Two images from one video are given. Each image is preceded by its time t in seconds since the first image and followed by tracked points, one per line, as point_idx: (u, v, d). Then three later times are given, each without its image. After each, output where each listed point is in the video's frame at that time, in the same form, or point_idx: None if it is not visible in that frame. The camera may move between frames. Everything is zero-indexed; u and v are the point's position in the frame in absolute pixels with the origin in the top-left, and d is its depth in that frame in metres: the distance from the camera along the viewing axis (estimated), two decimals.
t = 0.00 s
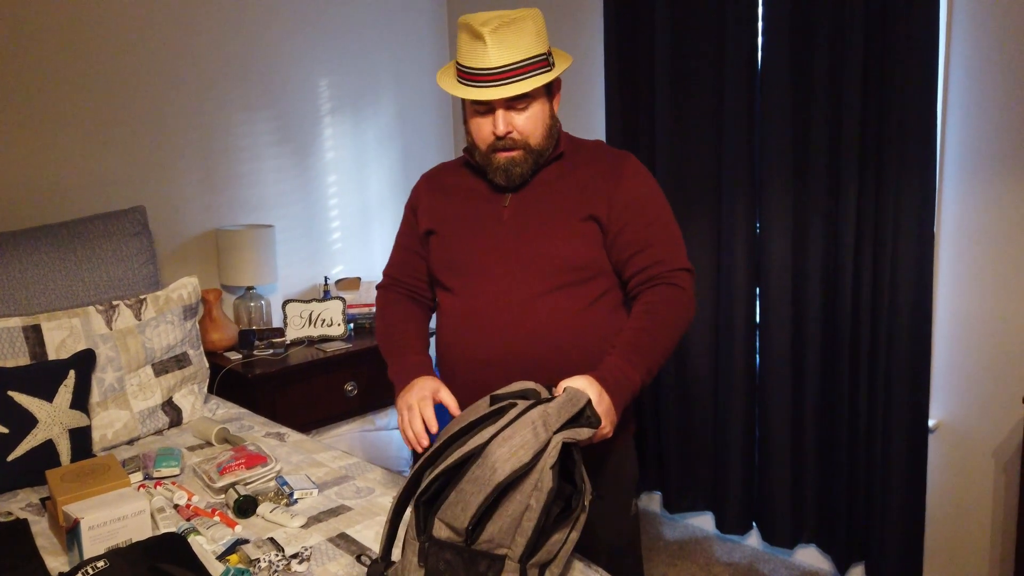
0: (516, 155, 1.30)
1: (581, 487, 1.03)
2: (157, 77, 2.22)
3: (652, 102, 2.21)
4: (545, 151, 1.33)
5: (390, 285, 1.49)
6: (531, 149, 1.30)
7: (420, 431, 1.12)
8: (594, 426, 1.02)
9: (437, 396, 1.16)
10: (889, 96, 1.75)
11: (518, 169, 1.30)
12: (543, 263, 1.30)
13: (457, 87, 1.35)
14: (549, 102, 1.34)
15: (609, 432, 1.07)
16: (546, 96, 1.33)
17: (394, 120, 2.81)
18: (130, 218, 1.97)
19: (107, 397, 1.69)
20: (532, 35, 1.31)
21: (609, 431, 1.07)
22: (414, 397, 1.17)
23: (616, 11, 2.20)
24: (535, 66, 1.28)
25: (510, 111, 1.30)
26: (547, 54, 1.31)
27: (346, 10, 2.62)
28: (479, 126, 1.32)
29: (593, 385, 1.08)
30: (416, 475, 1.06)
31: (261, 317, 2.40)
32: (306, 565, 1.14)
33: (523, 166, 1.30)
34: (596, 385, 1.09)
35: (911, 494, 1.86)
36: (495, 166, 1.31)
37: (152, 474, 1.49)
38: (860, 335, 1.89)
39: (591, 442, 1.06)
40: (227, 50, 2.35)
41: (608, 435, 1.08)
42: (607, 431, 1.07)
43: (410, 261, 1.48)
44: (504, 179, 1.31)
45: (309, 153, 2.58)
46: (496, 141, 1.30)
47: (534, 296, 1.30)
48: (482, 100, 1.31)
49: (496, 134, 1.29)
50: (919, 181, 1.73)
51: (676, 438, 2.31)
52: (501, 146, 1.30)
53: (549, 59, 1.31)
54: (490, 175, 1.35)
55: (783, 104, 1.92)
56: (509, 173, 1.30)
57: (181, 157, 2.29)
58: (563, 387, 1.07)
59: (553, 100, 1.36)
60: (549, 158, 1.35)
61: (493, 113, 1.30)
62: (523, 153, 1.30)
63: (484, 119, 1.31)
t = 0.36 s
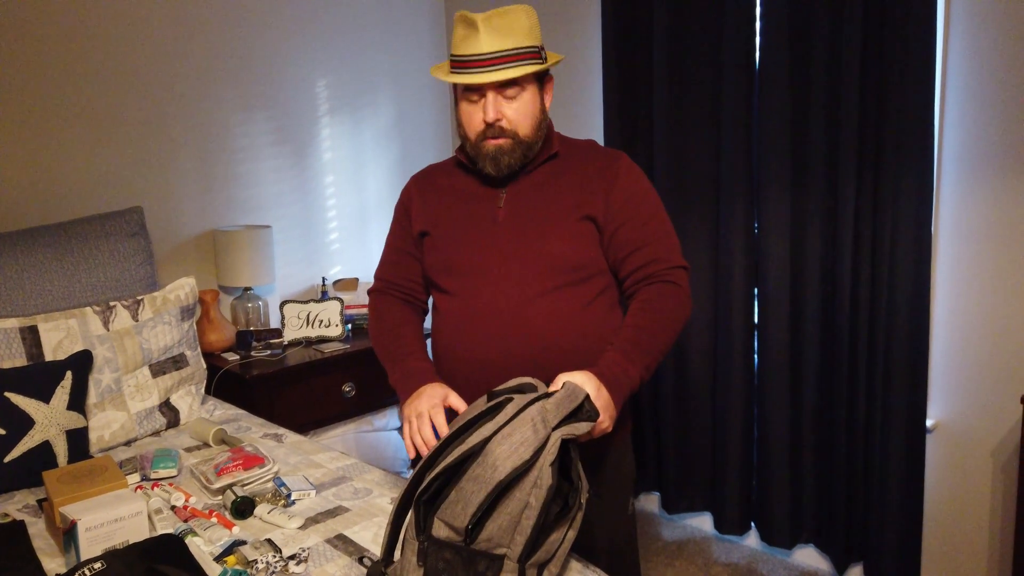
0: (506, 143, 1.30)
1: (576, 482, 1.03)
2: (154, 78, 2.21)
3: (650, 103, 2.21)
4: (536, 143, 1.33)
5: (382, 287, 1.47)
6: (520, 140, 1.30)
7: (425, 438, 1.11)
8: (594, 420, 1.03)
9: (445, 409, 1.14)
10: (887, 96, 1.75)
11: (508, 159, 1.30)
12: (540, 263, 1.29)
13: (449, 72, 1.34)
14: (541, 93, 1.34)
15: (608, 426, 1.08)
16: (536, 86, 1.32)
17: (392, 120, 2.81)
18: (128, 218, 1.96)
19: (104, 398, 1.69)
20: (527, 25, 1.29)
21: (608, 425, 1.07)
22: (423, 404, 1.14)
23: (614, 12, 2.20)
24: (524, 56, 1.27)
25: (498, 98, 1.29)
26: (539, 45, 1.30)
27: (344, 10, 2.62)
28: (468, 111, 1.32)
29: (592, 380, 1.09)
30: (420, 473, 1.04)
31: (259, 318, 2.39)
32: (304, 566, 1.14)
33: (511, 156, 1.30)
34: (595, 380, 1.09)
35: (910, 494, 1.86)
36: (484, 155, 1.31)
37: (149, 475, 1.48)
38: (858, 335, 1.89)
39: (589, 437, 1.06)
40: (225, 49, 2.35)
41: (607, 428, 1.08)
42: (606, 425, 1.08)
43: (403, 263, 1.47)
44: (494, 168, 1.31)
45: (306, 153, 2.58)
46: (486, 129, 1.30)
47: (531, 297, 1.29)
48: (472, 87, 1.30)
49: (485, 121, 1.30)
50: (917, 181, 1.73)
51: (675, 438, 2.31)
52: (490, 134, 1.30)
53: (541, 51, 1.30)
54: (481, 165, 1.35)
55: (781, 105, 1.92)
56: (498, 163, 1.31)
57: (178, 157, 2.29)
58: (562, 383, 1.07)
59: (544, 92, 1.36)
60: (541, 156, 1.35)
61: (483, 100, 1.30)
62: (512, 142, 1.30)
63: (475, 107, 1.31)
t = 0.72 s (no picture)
0: (520, 127, 1.32)
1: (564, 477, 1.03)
2: (154, 79, 2.21)
3: (649, 104, 2.21)
4: (546, 134, 1.35)
5: (387, 288, 1.48)
6: (533, 127, 1.32)
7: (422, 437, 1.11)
8: (581, 414, 1.03)
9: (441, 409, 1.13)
10: (884, 98, 1.75)
11: (520, 145, 1.32)
12: (540, 262, 1.30)
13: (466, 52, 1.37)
14: (553, 84, 1.38)
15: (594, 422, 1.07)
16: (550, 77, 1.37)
17: (391, 121, 2.81)
18: (127, 220, 1.97)
19: (103, 400, 1.69)
20: (547, 19, 1.34)
21: (595, 419, 1.07)
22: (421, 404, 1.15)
23: (612, 14, 2.21)
24: (544, 47, 1.31)
25: (516, 81, 1.33)
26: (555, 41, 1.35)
27: (343, 12, 2.62)
28: (484, 89, 1.35)
29: (579, 374, 1.08)
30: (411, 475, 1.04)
31: (258, 320, 2.39)
32: (303, 568, 1.14)
33: (523, 144, 1.32)
34: (582, 374, 1.09)
35: (908, 495, 1.87)
36: (496, 138, 1.33)
37: (148, 477, 1.48)
38: (856, 337, 1.89)
39: (576, 431, 1.06)
40: (224, 51, 2.35)
41: (593, 424, 1.08)
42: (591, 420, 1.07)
43: (405, 264, 1.48)
44: (505, 151, 1.32)
45: (304, 154, 2.58)
46: (501, 109, 1.32)
47: (532, 295, 1.29)
48: (490, 68, 1.34)
49: (502, 101, 1.32)
50: (914, 183, 1.74)
51: (673, 439, 2.31)
52: (505, 115, 1.32)
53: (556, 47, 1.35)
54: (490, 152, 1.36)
55: (779, 106, 1.92)
56: (510, 148, 1.32)
57: (177, 158, 2.29)
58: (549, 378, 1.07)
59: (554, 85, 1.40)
60: (548, 151, 1.36)
61: (501, 82, 1.33)
62: (526, 127, 1.32)
63: (491, 89, 1.34)
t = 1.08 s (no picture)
0: (526, 133, 1.33)
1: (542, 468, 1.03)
2: (152, 84, 2.22)
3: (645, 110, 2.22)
4: (551, 141, 1.36)
5: (391, 286, 1.51)
6: (538, 134, 1.34)
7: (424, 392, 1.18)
8: (563, 411, 1.05)
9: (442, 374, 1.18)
10: (879, 104, 1.77)
11: (526, 152, 1.33)
12: (538, 267, 1.30)
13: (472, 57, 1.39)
14: (559, 91, 1.40)
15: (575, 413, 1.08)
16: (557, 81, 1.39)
17: (390, 126, 2.83)
18: (125, 224, 1.98)
19: (101, 404, 1.69)
20: (553, 23, 1.36)
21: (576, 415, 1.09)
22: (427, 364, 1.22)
23: (609, 20, 2.22)
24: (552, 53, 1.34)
25: (523, 86, 1.35)
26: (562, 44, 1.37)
27: (341, 18, 2.64)
28: (492, 94, 1.37)
29: (560, 372, 1.09)
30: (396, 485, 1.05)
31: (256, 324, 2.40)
32: (300, 573, 1.15)
33: (529, 151, 1.33)
34: (562, 369, 1.10)
35: (904, 499, 1.87)
36: (503, 144, 1.34)
37: (146, 481, 1.49)
38: (852, 342, 1.90)
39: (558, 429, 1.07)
40: (222, 57, 2.36)
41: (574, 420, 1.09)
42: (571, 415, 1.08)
43: (406, 266, 1.50)
44: (512, 158, 1.34)
45: (303, 160, 2.59)
46: (508, 115, 1.34)
47: (528, 301, 1.30)
48: (497, 74, 1.35)
49: (509, 107, 1.34)
50: (909, 188, 1.75)
51: (670, 444, 2.32)
52: (512, 122, 1.34)
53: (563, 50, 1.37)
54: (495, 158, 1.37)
55: (775, 112, 1.93)
56: (516, 155, 1.33)
57: (175, 163, 2.30)
58: (530, 378, 1.09)
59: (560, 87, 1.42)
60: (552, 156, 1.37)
61: (509, 87, 1.35)
62: (533, 134, 1.34)
63: (498, 94, 1.36)
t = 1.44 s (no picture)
0: (502, 159, 1.29)
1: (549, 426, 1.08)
2: (149, 87, 2.22)
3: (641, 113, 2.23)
4: (532, 158, 1.32)
5: (386, 284, 1.51)
6: (516, 157, 1.30)
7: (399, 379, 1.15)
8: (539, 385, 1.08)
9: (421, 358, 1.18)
10: (874, 107, 1.77)
11: (504, 175, 1.30)
12: (530, 272, 1.30)
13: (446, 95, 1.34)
14: (538, 105, 1.33)
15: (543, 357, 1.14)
16: (534, 99, 1.31)
17: (387, 130, 2.83)
18: (122, 228, 1.97)
19: (96, 408, 1.68)
20: (520, 40, 1.28)
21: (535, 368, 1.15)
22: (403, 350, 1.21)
23: (605, 23, 2.22)
24: (519, 73, 1.26)
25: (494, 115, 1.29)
26: (534, 58, 1.28)
27: (338, 23, 2.64)
28: (466, 129, 1.32)
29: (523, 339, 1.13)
30: (406, 487, 1.04)
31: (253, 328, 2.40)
32: None
33: (508, 173, 1.30)
34: (526, 336, 1.13)
35: (902, 502, 1.87)
36: (480, 171, 1.31)
37: (140, 486, 1.48)
38: (849, 344, 1.90)
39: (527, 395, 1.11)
40: (219, 61, 2.36)
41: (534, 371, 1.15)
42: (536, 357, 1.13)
43: (402, 266, 1.50)
44: (490, 183, 1.31)
45: (300, 164, 2.59)
46: (481, 146, 1.30)
47: (521, 306, 1.30)
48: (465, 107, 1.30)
49: (480, 139, 1.29)
50: (905, 190, 1.75)
51: (667, 447, 2.31)
52: (485, 152, 1.29)
53: (537, 64, 1.28)
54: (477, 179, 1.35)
55: (771, 114, 1.93)
56: (494, 178, 1.30)
57: (172, 166, 2.30)
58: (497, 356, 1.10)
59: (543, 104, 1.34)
60: (538, 170, 1.34)
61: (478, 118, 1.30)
62: (508, 158, 1.30)
63: (470, 124, 1.31)
